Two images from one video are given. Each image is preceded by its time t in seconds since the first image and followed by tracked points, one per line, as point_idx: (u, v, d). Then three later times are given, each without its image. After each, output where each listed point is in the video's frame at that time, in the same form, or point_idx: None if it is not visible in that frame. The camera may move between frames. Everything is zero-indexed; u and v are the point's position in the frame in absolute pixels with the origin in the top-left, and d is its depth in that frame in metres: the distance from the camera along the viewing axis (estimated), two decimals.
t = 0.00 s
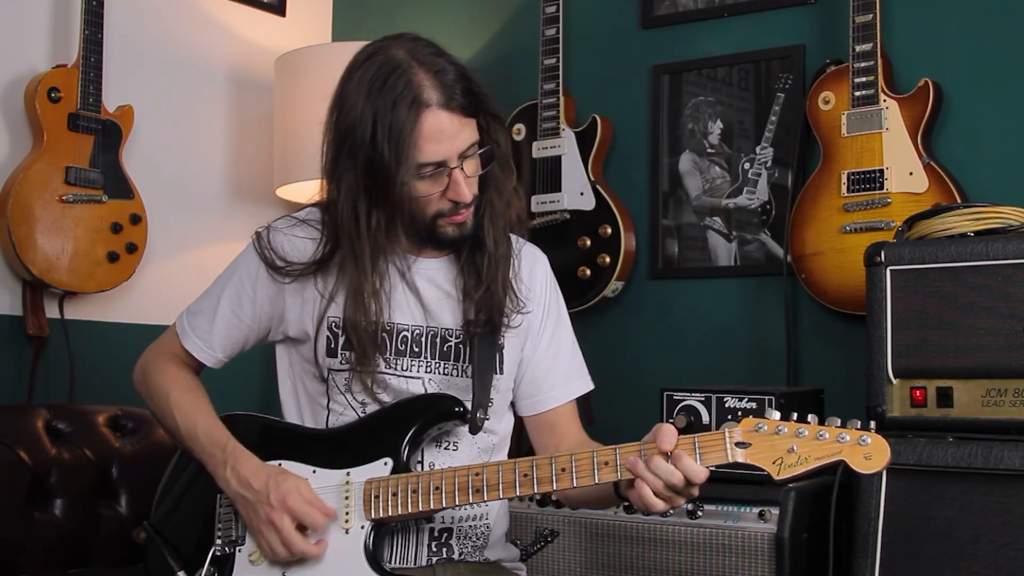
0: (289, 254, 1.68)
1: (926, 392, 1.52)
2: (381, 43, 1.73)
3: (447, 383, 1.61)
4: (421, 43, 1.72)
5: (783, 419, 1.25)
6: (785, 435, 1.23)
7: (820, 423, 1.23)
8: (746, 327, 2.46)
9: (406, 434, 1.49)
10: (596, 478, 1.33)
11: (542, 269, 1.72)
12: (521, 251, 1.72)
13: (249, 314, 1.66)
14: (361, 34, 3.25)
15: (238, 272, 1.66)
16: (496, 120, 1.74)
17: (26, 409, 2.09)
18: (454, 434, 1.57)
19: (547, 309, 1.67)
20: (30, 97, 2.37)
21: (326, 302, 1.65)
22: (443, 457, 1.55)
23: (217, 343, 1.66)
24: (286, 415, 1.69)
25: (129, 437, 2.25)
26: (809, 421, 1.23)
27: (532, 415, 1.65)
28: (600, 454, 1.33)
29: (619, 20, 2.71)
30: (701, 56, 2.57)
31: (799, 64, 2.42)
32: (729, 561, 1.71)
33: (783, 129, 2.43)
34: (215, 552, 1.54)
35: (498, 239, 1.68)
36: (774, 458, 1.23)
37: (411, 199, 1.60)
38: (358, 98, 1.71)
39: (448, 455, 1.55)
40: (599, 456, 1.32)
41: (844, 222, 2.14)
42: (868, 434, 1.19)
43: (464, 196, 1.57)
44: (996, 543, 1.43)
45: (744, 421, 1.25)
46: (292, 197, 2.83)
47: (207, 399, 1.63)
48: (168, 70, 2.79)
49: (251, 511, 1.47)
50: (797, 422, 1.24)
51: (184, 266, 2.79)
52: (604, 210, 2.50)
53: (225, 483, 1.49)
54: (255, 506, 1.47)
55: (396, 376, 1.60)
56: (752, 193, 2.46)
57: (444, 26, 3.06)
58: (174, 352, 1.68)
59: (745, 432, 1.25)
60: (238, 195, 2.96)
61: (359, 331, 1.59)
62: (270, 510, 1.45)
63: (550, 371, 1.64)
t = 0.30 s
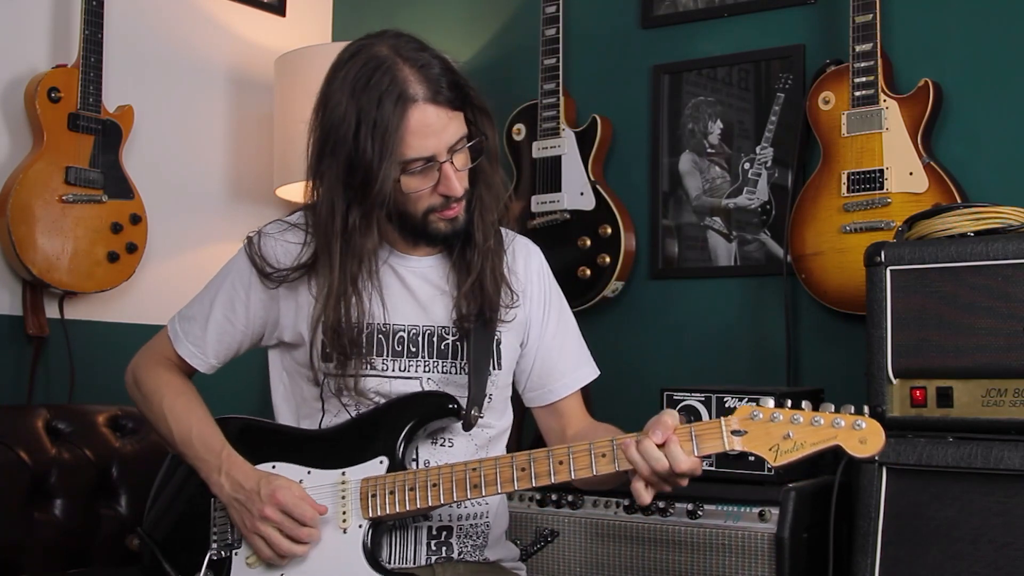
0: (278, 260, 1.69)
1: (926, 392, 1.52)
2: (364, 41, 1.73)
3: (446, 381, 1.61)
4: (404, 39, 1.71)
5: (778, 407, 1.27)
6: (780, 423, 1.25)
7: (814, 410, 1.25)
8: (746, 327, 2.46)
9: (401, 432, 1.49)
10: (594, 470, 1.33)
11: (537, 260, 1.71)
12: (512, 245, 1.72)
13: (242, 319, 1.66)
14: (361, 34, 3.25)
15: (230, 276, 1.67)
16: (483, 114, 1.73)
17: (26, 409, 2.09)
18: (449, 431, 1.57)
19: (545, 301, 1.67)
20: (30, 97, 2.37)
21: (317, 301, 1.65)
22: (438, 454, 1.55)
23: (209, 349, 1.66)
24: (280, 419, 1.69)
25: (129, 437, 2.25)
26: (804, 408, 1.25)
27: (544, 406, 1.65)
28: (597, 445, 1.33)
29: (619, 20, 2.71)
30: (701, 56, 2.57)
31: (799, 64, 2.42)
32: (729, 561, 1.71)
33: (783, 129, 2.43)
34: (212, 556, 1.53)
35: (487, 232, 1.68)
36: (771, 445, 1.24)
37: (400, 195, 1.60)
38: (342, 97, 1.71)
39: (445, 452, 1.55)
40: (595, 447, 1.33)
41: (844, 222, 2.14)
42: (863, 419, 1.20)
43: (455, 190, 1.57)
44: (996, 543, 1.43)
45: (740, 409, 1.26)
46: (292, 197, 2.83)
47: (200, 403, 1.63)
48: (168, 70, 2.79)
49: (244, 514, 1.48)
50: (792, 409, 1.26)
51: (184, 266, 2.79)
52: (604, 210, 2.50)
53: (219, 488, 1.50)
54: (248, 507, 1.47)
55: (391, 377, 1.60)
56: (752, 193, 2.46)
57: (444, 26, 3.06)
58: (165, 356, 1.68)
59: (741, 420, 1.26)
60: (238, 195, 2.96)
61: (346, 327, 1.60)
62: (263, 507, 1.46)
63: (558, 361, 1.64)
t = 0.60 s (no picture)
0: (274, 261, 1.69)
1: (926, 392, 1.52)
2: (362, 42, 1.73)
3: (444, 383, 1.60)
4: (403, 41, 1.72)
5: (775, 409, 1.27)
6: (778, 423, 1.25)
7: (812, 411, 1.25)
8: (746, 327, 2.46)
9: (400, 432, 1.49)
10: (592, 471, 1.33)
11: (538, 265, 1.71)
12: (515, 249, 1.72)
13: (240, 320, 1.67)
14: (361, 34, 3.25)
15: (228, 278, 1.68)
16: (483, 119, 1.72)
17: (26, 409, 2.10)
18: (448, 432, 1.57)
19: (546, 305, 1.67)
20: (30, 97, 2.37)
21: (313, 301, 1.66)
22: (436, 455, 1.55)
23: (208, 349, 1.67)
24: (279, 418, 1.69)
25: (129, 437, 2.25)
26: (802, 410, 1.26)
27: (533, 416, 1.64)
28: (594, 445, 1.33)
29: (619, 20, 2.71)
30: (701, 56, 2.57)
31: (799, 64, 2.42)
32: (729, 561, 1.71)
33: (783, 129, 2.43)
34: (211, 557, 1.53)
35: (484, 235, 1.68)
36: (769, 446, 1.25)
37: (394, 195, 1.60)
38: (338, 99, 1.70)
39: (443, 454, 1.55)
40: (594, 448, 1.33)
41: (844, 222, 2.14)
42: (860, 420, 1.21)
43: (447, 195, 1.56)
44: (996, 543, 1.43)
45: (737, 410, 1.26)
46: (293, 197, 2.83)
47: (199, 403, 1.63)
48: (167, 71, 2.79)
49: (240, 512, 1.48)
50: (789, 412, 1.26)
51: (184, 266, 2.79)
52: (604, 210, 2.50)
53: (213, 489, 1.50)
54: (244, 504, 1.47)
55: (388, 377, 1.60)
56: (752, 193, 2.46)
57: (444, 26, 3.06)
58: (164, 357, 1.68)
59: (739, 421, 1.26)
60: (238, 195, 2.96)
61: (343, 330, 1.61)
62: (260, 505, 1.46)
63: (551, 369, 1.63)
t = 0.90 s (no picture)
0: (270, 260, 1.69)
1: (926, 392, 1.52)
2: (355, 38, 1.72)
3: (443, 381, 1.61)
4: (397, 37, 1.71)
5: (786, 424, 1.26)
6: (786, 439, 1.24)
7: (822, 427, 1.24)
8: (746, 327, 2.46)
9: (407, 435, 1.49)
10: (598, 481, 1.33)
11: (536, 261, 1.71)
12: (512, 247, 1.72)
13: (239, 320, 1.67)
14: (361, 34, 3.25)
15: (225, 278, 1.68)
16: (477, 117, 1.72)
17: (26, 409, 2.10)
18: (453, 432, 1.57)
19: (544, 302, 1.66)
20: (30, 97, 2.37)
21: (309, 298, 1.65)
22: (440, 457, 1.55)
23: (207, 350, 1.67)
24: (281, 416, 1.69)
25: (129, 437, 2.25)
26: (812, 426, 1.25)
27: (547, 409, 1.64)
28: (602, 455, 1.33)
29: (619, 20, 2.71)
30: (701, 56, 2.57)
31: (799, 64, 2.42)
32: (729, 561, 1.71)
33: (783, 129, 2.43)
34: (214, 552, 1.53)
35: (477, 231, 1.67)
36: (776, 461, 1.24)
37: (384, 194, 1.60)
38: (329, 93, 1.69)
39: (446, 453, 1.55)
40: (600, 457, 1.33)
41: (844, 222, 2.14)
42: (869, 438, 1.19)
43: (437, 190, 1.56)
44: (996, 543, 1.43)
45: (746, 424, 1.26)
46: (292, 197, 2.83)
47: (199, 403, 1.63)
48: (167, 70, 2.79)
49: (247, 514, 1.48)
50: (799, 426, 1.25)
51: (183, 266, 2.79)
52: (604, 210, 2.50)
53: (222, 489, 1.50)
54: (251, 506, 1.47)
55: (389, 375, 1.60)
56: (752, 193, 2.46)
57: (444, 26, 3.06)
58: (165, 359, 1.69)
59: (747, 435, 1.25)
60: (238, 195, 2.96)
61: (337, 326, 1.60)
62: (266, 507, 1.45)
63: (558, 363, 1.64)
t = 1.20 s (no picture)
0: (271, 262, 1.69)
1: (926, 392, 1.52)
2: (371, 45, 1.71)
3: (442, 383, 1.61)
4: (412, 46, 1.70)
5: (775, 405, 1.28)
6: (778, 420, 1.25)
7: (811, 407, 1.26)
8: (746, 328, 2.46)
9: (401, 432, 1.49)
10: (592, 469, 1.33)
11: (536, 263, 1.71)
12: (511, 249, 1.72)
13: (238, 324, 1.67)
14: (361, 34, 3.25)
15: (225, 281, 1.68)
16: (484, 126, 1.72)
17: (25, 409, 2.09)
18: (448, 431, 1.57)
19: (544, 303, 1.67)
20: (30, 97, 2.37)
21: (309, 303, 1.66)
22: (436, 454, 1.55)
23: (207, 352, 1.67)
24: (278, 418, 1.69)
25: (129, 437, 2.25)
26: (801, 407, 1.26)
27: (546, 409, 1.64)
28: (594, 444, 1.33)
29: (619, 20, 2.71)
30: (701, 56, 2.57)
31: (799, 64, 2.42)
32: (729, 561, 1.71)
33: (783, 129, 2.43)
34: (212, 555, 1.53)
35: (480, 236, 1.67)
36: (768, 443, 1.25)
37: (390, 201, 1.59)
38: (346, 105, 1.68)
39: (443, 453, 1.55)
40: (593, 446, 1.33)
41: (844, 222, 2.14)
42: (860, 415, 1.21)
43: (449, 205, 1.57)
44: (996, 543, 1.43)
45: (737, 407, 1.27)
46: (292, 197, 2.83)
47: (198, 405, 1.63)
48: (167, 71, 2.79)
49: (244, 514, 1.48)
50: (789, 408, 1.26)
51: (183, 266, 2.79)
52: (604, 210, 2.50)
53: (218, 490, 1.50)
54: (248, 506, 1.47)
55: (387, 378, 1.60)
56: (752, 193, 2.46)
57: (444, 26, 3.06)
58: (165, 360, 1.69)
59: (739, 418, 1.26)
60: (238, 195, 2.96)
61: (337, 329, 1.60)
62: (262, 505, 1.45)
63: (558, 363, 1.64)
